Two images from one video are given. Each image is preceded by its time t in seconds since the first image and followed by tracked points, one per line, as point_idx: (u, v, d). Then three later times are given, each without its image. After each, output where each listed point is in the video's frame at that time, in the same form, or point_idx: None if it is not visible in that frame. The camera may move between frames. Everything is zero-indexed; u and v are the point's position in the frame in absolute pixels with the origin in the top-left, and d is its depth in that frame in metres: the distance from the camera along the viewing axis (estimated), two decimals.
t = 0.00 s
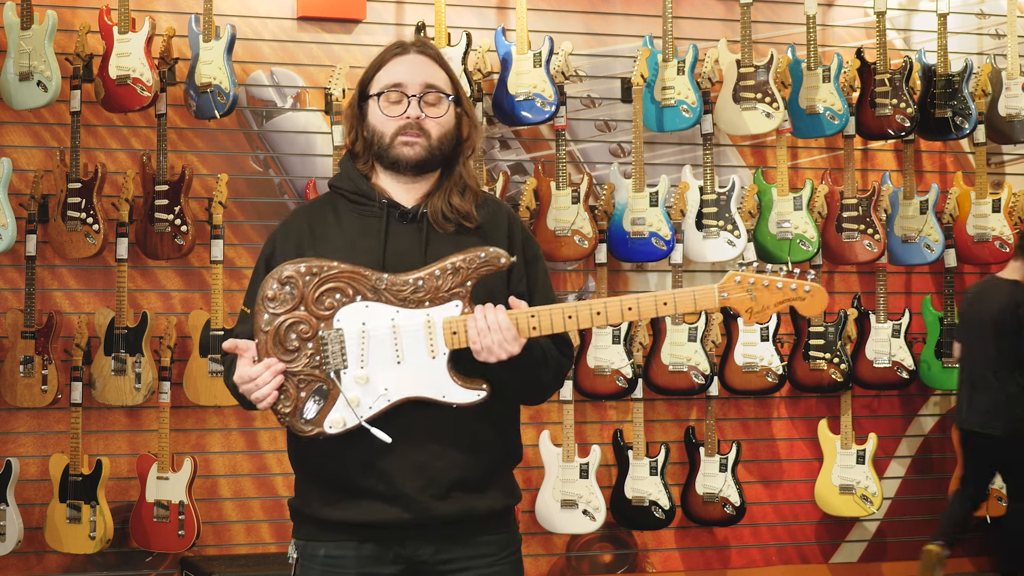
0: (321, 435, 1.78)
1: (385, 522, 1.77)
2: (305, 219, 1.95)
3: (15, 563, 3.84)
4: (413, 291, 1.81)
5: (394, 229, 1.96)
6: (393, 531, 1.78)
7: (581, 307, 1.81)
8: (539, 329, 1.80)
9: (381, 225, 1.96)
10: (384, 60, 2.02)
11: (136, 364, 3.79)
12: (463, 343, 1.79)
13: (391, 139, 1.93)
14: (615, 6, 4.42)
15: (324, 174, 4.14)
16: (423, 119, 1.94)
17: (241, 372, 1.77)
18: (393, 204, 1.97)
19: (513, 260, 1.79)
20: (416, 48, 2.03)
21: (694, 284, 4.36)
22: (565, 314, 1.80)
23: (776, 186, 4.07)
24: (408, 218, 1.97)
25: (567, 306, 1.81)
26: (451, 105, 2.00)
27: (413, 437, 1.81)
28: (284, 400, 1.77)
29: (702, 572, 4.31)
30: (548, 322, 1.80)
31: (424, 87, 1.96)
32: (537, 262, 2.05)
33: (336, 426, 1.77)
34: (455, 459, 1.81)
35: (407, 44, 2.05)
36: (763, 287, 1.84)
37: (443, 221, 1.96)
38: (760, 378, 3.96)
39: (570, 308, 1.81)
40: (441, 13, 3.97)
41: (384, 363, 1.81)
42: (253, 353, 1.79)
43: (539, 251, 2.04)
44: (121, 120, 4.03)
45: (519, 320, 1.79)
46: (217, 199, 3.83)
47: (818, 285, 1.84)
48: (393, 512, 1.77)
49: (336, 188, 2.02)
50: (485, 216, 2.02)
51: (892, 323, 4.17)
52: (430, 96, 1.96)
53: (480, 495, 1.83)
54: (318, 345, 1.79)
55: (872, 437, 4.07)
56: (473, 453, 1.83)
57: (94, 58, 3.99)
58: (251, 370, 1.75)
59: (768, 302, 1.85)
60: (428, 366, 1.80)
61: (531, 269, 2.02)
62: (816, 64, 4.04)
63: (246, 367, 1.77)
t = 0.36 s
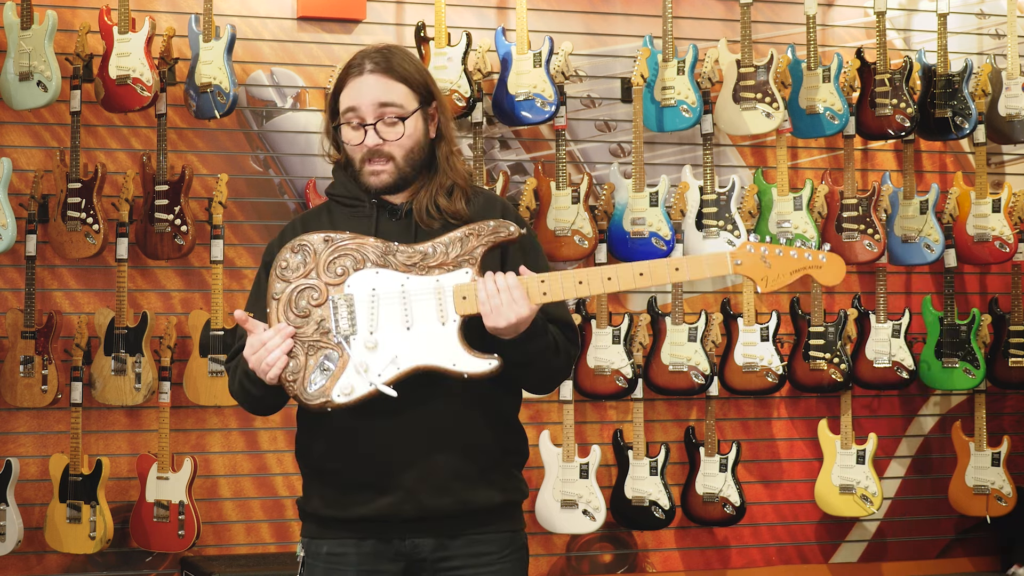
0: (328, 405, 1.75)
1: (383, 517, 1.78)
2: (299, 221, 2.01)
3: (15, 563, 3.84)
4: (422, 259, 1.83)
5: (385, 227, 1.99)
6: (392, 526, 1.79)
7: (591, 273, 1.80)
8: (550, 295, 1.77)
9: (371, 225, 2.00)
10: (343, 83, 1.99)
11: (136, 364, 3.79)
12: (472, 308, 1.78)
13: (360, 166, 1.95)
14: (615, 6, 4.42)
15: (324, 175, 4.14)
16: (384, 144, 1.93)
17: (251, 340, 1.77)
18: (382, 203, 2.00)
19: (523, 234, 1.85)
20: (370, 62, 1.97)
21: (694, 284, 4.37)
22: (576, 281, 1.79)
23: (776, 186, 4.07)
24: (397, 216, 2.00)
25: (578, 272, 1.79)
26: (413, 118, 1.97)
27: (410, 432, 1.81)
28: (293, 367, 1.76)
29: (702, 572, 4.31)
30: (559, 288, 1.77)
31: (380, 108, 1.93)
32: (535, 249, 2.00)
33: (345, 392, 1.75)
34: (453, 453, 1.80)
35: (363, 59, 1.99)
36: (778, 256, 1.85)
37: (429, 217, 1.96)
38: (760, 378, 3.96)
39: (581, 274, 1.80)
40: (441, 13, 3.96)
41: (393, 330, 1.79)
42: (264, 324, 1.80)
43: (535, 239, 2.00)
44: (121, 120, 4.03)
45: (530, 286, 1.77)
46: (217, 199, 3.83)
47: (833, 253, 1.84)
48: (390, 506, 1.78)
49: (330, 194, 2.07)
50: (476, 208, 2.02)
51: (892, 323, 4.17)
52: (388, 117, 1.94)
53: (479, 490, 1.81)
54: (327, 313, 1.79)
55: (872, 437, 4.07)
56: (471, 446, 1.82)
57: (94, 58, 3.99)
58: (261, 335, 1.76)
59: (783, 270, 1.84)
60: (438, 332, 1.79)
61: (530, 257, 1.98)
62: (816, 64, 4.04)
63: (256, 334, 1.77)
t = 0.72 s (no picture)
0: (320, 390, 1.72)
1: (387, 517, 1.78)
2: (301, 226, 2.03)
3: (15, 563, 3.84)
4: (412, 255, 1.86)
5: (384, 229, 2.00)
6: (395, 526, 1.80)
7: (578, 256, 1.82)
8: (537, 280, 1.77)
9: (371, 227, 2.01)
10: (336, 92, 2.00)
11: (136, 364, 3.79)
12: (461, 292, 1.79)
13: (358, 173, 1.96)
14: (615, 6, 4.42)
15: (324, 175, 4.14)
16: (379, 151, 1.93)
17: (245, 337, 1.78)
18: (381, 206, 2.01)
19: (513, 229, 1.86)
20: (361, 70, 1.98)
21: (694, 284, 4.37)
22: (563, 262, 1.79)
23: (776, 186, 4.07)
24: (396, 218, 2.00)
25: (563, 254, 1.80)
26: (406, 123, 1.96)
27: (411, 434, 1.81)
28: (286, 356, 1.75)
29: (702, 572, 4.31)
30: (546, 271, 1.78)
31: (372, 116, 1.94)
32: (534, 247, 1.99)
33: (336, 376, 1.74)
34: (455, 454, 1.81)
35: (353, 66, 1.99)
36: (763, 229, 1.96)
37: (428, 218, 1.96)
38: (760, 378, 3.96)
39: (568, 256, 1.81)
40: (441, 13, 3.96)
41: (384, 319, 1.80)
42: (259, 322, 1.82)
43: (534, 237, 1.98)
44: (121, 120, 4.03)
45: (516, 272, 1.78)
46: (217, 199, 3.83)
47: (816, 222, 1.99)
48: (393, 506, 1.78)
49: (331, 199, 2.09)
50: (475, 208, 2.01)
51: (892, 323, 4.17)
52: (382, 124, 1.94)
53: (481, 491, 1.82)
54: (320, 305, 1.81)
55: (872, 437, 4.07)
56: (473, 447, 1.82)
57: (94, 57, 3.99)
58: (255, 328, 1.77)
59: (768, 241, 1.96)
60: (429, 317, 1.79)
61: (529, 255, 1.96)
62: (816, 64, 4.04)
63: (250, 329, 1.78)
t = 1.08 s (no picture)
0: (324, 394, 1.72)
1: (392, 518, 1.78)
2: (305, 230, 2.04)
3: (15, 563, 3.84)
4: (413, 259, 1.86)
5: (389, 232, 2.01)
6: (400, 527, 1.79)
7: (580, 260, 1.82)
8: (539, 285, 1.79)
9: (376, 230, 2.01)
10: (343, 91, 2.00)
11: (136, 364, 3.79)
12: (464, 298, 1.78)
13: (361, 175, 1.96)
14: (615, 6, 4.42)
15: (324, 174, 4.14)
16: (385, 153, 1.93)
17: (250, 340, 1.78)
18: (386, 209, 2.02)
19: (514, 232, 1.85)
20: (369, 72, 1.98)
21: (694, 284, 4.37)
22: (565, 268, 1.80)
23: (776, 186, 4.07)
24: (402, 221, 2.01)
25: (565, 261, 1.81)
26: (413, 125, 1.97)
27: (419, 438, 1.81)
28: (290, 360, 1.75)
29: (702, 572, 4.31)
30: (547, 275, 1.79)
31: (377, 119, 1.94)
32: (536, 250, 2.00)
33: (339, 380, 1.73)
34: (461, 455, 1.81)
35: (361, 68, 2.00)
36: (763, 237, 1.93)
37: (432, 222, 1.97)
38: (760, 378, 3.96)
39: (570, 261, 1.82)
40: (441, 13, 3.96)
41: (387, 322, 1.79)
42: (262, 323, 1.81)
43: (537, 239, 2.00)
44: (121, 120, 4.03)
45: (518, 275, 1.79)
46: (217, 199, 3.83)
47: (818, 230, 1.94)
48: (398, 508, 1.78)
49: (334, 200, 2.09)
50: (478, 211, 2.02)
51: (892, 323, 4.17)
52: (386, 127, 1.94)
53: (485, 492, 1.82)
54: (324, 309, 1.80)
55: (872, 437, 4.07)
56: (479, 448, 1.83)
57: (94, 58, 3.98)
58: (259, 332, 1.77)
59: (767, 248, 1.93)
60: (431, 322, 1.78)
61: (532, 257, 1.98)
62: (816, 64, 4.04)
63: (254, 331, 1.78)
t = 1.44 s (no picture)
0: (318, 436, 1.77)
1: (405, 520, 1.79)
2: (316, 229, 2.01)
3: (15, 563, 3.84)
4: (400, 292, 1.78)
5: (403, 233, 1.98)
6: (412, 529, 1.80)
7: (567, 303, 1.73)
8: (526, 326, 1.73)
9: (389, 231, 1.99)
10: (393, 69, 2.04)
11: (136, 364, 3.79)
12: (452, 342, 1.74)
13: (397, 148, 1.96)
14: (615, 6, 4.42)
15: (324, 174, 4.14)
16: (430, 128, 1.97)
17: (238, 374, 1.77)
18: (399, 209, 1.99)
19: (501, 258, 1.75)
20: (424, 57, 2.05)
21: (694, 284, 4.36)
22: (551, 310, 1.72)
23: (776, 186, 4.06)
24: (414, 222, 1.99)
25: (553, 302, 1.73)
26: (457, 113, 2.02)
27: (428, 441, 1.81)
28: (280, 402, 1.76)
29: (702, 572, 4.31)
30: (534, 319, 1.72)
31: (431, 94, 1.99)
32: (544, 255, 2.03)
33: (332, 426, 1.76)
34: (474, 459, 1.82)
35: (414, 53, 2.06)
36: (752, 279, 1.66)
37: (448, 221, 1.98)
38: (760, 378, 3.96)
39: (557, 303, 1.73)
40: (441, 13, 3.97)
41: (375, 364, 1.77)
42: (249, 356, 1.80)
43: (547, 245, 2.03)
44: (121, 120, 4.03)
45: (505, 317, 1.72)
46: (217, 199, 3.83)
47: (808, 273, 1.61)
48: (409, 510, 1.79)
49: (346, 198, 2.07)
50: (491, 214, 2.02)
51: (892, 323, 4.17)
52: (437, 105, 1.99)
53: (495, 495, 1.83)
54: (310, 347, 1.77)
55: (872, 437, 4.07)
56: (491, 451, 1.84)
57: (94, 58, 3.98)
58: (246, 373, 1.76)
59: (755, 294, 1.66)
60: (420, 366, 1.76)
61: (541, 262, 2.01)
62: (816, 64, 4.04)
63: (242, 369, 1.77)
